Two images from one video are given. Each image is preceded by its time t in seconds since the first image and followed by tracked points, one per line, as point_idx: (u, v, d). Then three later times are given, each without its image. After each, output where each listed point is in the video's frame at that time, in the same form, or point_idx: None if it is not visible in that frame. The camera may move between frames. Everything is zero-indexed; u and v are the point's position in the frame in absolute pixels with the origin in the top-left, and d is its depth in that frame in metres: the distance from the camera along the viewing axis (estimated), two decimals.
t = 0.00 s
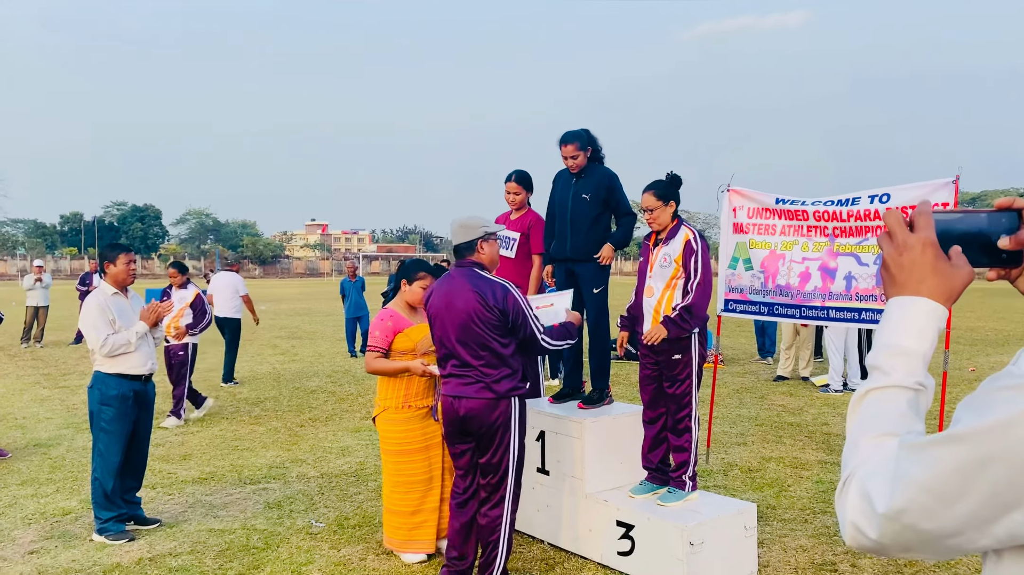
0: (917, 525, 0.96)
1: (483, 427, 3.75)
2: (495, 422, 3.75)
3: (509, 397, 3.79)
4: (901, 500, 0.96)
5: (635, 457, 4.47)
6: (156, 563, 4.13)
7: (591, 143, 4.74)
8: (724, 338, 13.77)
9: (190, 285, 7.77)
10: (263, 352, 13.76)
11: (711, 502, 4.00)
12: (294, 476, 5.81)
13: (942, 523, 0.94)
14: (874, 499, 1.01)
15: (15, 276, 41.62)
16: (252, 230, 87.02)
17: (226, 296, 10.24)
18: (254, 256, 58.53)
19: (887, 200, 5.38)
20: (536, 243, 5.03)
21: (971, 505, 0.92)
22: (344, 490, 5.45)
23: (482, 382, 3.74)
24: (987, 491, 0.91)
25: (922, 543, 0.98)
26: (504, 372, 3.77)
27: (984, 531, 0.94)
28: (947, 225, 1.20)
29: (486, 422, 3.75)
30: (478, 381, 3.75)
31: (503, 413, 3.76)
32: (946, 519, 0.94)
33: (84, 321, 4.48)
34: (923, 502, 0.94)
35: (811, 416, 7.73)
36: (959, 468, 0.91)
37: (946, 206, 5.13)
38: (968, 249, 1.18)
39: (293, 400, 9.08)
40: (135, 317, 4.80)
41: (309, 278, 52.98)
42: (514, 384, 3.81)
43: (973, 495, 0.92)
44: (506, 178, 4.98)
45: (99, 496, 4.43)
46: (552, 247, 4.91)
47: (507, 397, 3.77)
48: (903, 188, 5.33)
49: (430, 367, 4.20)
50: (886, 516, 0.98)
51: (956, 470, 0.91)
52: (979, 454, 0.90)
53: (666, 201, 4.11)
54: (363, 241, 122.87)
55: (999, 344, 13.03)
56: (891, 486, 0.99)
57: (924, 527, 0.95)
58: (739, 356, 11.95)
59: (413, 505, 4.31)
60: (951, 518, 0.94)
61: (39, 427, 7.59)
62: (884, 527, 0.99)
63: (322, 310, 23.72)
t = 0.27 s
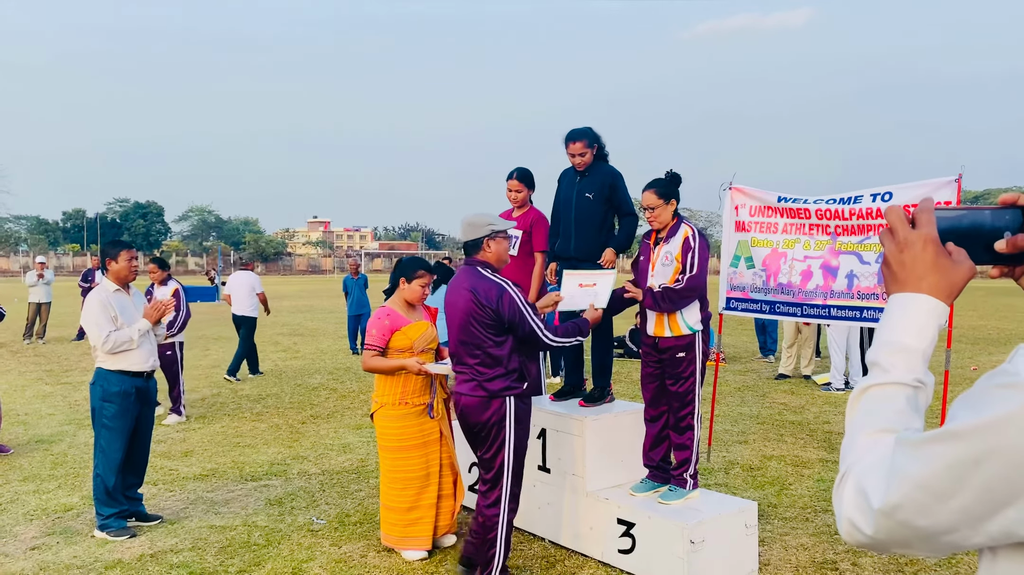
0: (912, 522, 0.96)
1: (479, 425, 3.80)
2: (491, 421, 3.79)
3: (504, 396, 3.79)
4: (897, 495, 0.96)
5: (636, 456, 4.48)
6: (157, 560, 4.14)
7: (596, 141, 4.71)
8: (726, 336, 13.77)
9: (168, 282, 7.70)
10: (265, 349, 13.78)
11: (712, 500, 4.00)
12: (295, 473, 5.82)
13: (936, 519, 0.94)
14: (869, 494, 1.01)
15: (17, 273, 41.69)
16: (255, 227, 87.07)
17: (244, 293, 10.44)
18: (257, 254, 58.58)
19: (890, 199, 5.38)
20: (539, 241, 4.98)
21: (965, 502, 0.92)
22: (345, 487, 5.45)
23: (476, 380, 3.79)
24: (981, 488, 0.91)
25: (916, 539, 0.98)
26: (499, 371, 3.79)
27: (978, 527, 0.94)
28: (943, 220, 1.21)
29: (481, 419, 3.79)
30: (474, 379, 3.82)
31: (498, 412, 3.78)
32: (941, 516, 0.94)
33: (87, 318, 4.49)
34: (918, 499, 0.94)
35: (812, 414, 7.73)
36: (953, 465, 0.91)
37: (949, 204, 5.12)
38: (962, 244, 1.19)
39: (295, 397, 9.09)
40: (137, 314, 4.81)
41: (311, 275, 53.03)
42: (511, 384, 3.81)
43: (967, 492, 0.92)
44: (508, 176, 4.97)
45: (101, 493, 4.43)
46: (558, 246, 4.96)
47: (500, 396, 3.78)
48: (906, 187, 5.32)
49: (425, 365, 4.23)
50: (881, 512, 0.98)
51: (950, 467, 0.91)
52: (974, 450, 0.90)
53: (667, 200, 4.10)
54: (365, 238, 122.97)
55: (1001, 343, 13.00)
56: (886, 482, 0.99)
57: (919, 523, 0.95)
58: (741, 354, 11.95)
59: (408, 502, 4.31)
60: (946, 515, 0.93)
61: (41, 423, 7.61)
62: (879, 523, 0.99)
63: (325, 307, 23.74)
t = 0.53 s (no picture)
0: (910, 517, 0.96)
1: (476, 419, 3.86)
2: (486, 415, 3.82)
3: (497, 391, 3.81)
4: (894, 490, 0.96)
5: (637, 454, 4.48)
6: (159, 558, 4.14)
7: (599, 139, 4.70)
8: (726, 334, 13.77)
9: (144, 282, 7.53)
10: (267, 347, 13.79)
11: (714, 498, 4.00)
12: (297, 471, 5.83)
13: (934, 514, 0.94)
14: (868, 489, 1.02)
15: (18, 271, 41.72)
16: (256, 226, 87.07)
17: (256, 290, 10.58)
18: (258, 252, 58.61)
19: (891, 196, 5.37)
20: (541, 238, 4.95)
21: (962, 498, 0.93)
22: (346, 484, 5.46)
23: (474, 375, 3.87)
24: (978, 484, 0.91)
25: (914, 535, 0.98)
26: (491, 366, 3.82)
27: (974, 522, 0.95)
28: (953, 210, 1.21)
29: (479, 413, 3.85)
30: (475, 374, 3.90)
31: (491, 406, 3.80)
32: (938, 511, 0.94)
33: (89, 317, 4.50)
34: (914, 493, 0.94)
35: (813, 412, 7.73)
36: (950, 460, 0.91)
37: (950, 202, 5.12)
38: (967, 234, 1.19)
39: (296, 395, 9.10)
40: (139, 312, 4.81)
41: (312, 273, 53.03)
42: (502, 379, 3.80)
43: (964, 487, 0.92)
44: (509, 174, 4.97)
45: (103, 491, 4.44)
46: (561, 244, 4.96)
47: (492, 391, 3.81)
48: (908, 184, 5.31)
49: (419, 360, 4.25)
50: (879, 507, 0.99)
51: (946, 462, 0.92)
52: (970, 445, 0.90)
53: (663, 199, 4.12)
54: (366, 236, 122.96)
55: (1003, 340, 12.98)
56: (884, 477, 0.99)
57: (916, 518, 0.96)
58: (743, 352, 11.95)
59: (405, 498, 4.29)
60: (943, 511, 0.94)
61: (43, 421, 7.62)
62: (877, 518, 0.99)
63: (326, 305, 23.74)
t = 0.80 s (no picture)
0: (911, 512, 0.96)
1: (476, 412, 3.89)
2: (484, 409, 3.85)
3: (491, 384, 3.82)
4: (894, 486, 0.96)
5: (637, 451, 4.48)
6: (159, 556, 4.14)
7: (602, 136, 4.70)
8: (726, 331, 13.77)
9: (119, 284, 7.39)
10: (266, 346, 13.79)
11: (714, 495, 4.00)
12: (297, 469, 5.83)
13: (935, 510, 0.94)
14: (868, 484, 1.01)
15: (18, 270, 41.69)
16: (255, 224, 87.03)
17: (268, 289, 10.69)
18: (258, 250, 58.61)
19: (891, 193, 5.37)
20: (540, 235, 4.95)
21: (962, 494, 0.92)
22: (347, 483, 5.46)
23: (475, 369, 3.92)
24: (979, 479, 0.91)
25: (914, 531, 0.98)
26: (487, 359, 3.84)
27: (975, 518, 0.94)
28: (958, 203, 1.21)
29: (478, 407, 3.89)
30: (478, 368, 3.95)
31: (486, 399, 3.83)
32: (939, 506, 0.94)
33: (89, 315, 4.49)
34: (915, 488, 0.94)
35: (813, 409, 7.73)
36: (950, 455, 0.91)
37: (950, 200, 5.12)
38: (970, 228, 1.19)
39: (296, 393, 9.10)
40: (139, 311, 4.80)
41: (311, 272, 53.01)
42: (494, 372, 3.81)
43: (964, 482, 0.92)
44: (509, 172, 4.97)
45: (102, 489, 4.44)
46: (560, 241, 4.95)
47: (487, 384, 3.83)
48: (908, 182, 5.31)
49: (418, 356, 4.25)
50: (880, 502, 0.98)
51: (947, 457, 0.91)
52: (969, 441, 0.90)
53: (662, 196, 4.10)
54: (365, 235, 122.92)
55: (1003, 338, 12.98)
56: (885, 472, 0.99)
57: (916, 513, 0.95)
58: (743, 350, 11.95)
59: (400, 491, 4.31)
60: (943, 506, 0.93)
61: (43, 420, 7.61)
62: (877, 513, 0.99)
63: (326, 304, 23.74)
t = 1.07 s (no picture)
0: (909, 509, 0.96)
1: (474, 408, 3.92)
2: (480, 404, 3.87)
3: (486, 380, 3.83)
4: (894, 482, 0.96)
5: (636, 450, 4.48)
6: (157, 556, 4.14)
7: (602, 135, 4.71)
8: (724, 329, 13.78)
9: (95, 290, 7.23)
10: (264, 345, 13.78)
11: (712, 493, 4.01)
12: (295, 468, 5.82)
13: (933, 507, 0.94)
14: (867, 480, 1.02)
15: (15, 270, 41.63)
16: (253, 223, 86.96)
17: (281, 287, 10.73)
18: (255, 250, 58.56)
19: (889, 191, 5.37)
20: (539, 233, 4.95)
21: (960, 490, 0.92)
22: (345, 482, 5.46)
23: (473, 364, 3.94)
24: (976, 477, 0.91)
25: (913, 527, 0.98)
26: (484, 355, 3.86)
27: (973, 515, 0.94)
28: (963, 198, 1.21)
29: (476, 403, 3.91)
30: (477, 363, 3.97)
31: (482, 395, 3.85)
32: (937, 502, 0.94)
33: (86, 315, 4.48)
34: (913, 485, 0.94)
35: (811, 407, 7.74)
36: (948, 453, 0.91)
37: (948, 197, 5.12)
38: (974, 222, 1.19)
39: (294, 392, 9.09)
40: (137, 310, 4.80)
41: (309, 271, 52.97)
42: (490, 368, 3.82)
43: (963, 479, 0.92)
44: (507, 169, 4.96)
45: (100, 489, 4.43)
46: (557, 239, 4.94)
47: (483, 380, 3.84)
48: (906, 179, 5.31)
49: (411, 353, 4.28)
50: (878, 498, 0.98)
51: (944, 454, 0.91)
52: (966, 438, 0.90)
53: (664, 192, 4.10)
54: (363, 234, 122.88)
55: (1000, 335, 13.00)
56: (884, 468, 0.99)
57: (915, 508, 0.95)
58: (741, 347, 11.95)
59: (392, 481, 4.34)
60: (941, 503, 0.94)
61: (40, 420, 7.60)
62: (876, 509, 0.99)
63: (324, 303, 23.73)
